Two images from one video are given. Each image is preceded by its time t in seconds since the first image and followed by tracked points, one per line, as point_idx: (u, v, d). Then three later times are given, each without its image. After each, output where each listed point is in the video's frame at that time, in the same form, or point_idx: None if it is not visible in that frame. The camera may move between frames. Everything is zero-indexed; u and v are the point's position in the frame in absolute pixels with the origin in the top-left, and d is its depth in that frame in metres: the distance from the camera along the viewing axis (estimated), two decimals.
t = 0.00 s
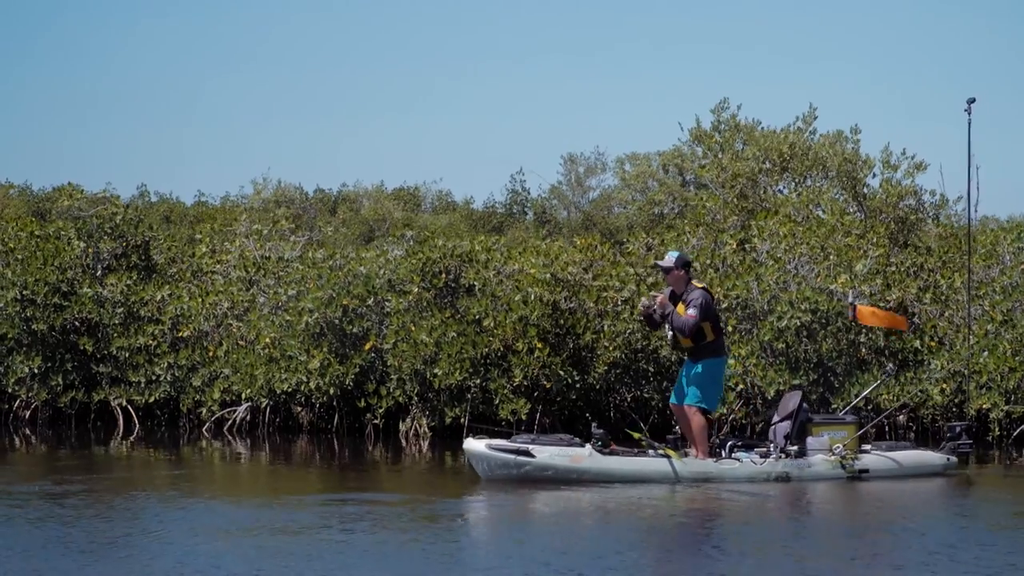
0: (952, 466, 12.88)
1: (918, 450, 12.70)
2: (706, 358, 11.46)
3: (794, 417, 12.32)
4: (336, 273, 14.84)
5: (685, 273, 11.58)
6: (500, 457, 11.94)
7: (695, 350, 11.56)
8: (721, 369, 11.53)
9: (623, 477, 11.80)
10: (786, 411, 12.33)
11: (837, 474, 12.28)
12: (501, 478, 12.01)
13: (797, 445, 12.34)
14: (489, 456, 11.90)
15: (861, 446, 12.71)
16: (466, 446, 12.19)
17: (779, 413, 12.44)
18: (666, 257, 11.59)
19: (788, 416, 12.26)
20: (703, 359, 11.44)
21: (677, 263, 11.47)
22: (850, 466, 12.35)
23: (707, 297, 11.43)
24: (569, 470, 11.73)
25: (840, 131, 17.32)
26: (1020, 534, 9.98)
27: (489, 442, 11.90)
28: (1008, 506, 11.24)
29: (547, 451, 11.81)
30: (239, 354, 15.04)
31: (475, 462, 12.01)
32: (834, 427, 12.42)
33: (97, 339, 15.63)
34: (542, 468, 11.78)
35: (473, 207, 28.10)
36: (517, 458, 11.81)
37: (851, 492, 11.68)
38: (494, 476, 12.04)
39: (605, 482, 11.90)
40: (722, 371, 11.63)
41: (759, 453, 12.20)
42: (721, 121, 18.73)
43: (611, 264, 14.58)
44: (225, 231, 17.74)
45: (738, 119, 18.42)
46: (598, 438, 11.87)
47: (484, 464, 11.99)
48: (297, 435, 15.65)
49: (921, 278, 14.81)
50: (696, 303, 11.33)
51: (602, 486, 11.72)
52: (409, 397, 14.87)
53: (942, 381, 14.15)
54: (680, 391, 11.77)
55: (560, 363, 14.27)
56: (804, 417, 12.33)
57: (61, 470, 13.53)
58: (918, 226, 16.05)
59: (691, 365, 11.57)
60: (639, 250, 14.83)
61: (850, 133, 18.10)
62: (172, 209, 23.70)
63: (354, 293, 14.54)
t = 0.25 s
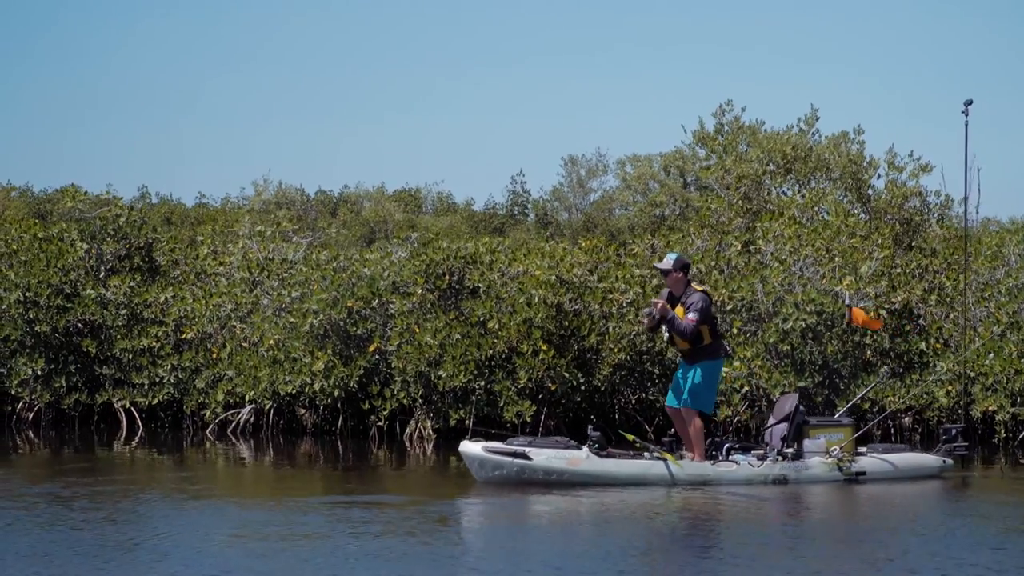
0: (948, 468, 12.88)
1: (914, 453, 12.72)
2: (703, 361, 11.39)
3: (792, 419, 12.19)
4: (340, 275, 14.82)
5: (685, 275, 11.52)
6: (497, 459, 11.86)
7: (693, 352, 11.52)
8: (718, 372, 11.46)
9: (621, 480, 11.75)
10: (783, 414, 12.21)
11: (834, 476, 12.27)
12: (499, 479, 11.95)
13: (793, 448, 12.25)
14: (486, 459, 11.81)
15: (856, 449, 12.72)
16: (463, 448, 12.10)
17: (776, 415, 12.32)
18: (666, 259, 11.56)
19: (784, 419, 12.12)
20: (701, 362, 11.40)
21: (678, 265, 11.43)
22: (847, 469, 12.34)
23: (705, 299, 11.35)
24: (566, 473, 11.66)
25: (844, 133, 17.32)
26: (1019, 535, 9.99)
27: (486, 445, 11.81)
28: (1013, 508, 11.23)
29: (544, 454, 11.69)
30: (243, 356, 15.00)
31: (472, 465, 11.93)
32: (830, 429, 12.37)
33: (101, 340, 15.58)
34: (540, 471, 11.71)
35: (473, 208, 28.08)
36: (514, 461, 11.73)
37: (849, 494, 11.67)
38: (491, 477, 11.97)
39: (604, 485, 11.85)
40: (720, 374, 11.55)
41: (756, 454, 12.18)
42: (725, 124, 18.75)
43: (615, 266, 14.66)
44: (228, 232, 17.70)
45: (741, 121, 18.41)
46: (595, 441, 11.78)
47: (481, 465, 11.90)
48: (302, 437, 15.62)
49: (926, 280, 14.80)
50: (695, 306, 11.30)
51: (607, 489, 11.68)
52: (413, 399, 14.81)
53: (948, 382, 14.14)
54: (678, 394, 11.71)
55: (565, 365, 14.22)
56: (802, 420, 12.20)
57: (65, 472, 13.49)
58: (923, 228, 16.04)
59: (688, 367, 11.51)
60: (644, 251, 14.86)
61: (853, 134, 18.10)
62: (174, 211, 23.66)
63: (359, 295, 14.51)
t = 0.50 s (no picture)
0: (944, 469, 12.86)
1: (910, 455, 12.74)
2: (700, 363, 11.35)
3: (789, 420, 12.22)
4: (345, 275, 14.79)
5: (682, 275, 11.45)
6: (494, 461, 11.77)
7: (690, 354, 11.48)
8: (716, 373, 11.43)
9: (619, 482, 11.68)
10: (780, 415, 12.23)
11: (832, 477, 12.25)
12: (496, 482, 11.86)
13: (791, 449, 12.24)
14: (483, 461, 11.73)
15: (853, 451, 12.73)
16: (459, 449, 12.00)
17: (773, 418, 12.35)
18: (664, 258, 11.51)
19: (782, 420, 12.15)
20: (698, 363, 11.35)
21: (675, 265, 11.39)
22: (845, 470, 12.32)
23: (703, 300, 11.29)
24: (564, 475, 11.59)
25: (849, 133, 17.31)
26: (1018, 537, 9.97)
27: (483, 447, 11.72)
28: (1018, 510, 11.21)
29: (541, 456, 11.61)
30: (247, 357, 14.96)
31: (469, 466, 11.85)
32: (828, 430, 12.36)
33: (104, 341, 15.54)
34: (537, 473, 11.64)
35: (475, 209, 28.05)
36: (512, 463, 11.65)
37: (847, 495, 11.65)
38: (488, 479, 11.88)
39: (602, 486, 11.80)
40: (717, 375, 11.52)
41: (755, 456, 12.16)
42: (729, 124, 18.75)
43: (620, 266, 14.73)
44: (232, 232, 17.66)
45: (746, 121, 18.40)
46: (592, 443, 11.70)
47: (478, 467, 11.82)
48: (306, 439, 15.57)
49: (931, 280, 14.79)
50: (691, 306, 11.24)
51: (613, 490, 11.64)
52: (418, 400, 14.76)
53: (953, 383, 14.18)
54: (675, 394, 11.66)
55: (571, 366, 14.16)
56: (799, 421, 12.24)
57: (69, 473, 13.44)
58: (928, 228, 16.03)
59: (685, 368, 11.46)
60: (649, 252, 15.04)
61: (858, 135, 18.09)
62: (176, 211, 23.61)
63: (363, 296, 14.47)
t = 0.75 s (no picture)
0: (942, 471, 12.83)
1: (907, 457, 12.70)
2: (695, 366, 11.34)
3: (786, 423, 12.11)
4: (349, 277, 14.78)
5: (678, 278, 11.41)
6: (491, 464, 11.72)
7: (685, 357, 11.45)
8: (712, 376, 11.41)
9: (617, 486, 11.65)
10: (777, 418, 12.12)
11: (830, 480, 12.23)
12: (493, 486, 11.79)
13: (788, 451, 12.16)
14: (480, 464, 11.68)
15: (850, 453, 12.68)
16: (457, 452, 11.95)
17: (770, 420, 12.24)
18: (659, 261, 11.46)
19: (779, 422, 12.04)
20: (692, 366, 11.32)
21: (668, 268, 11.36)
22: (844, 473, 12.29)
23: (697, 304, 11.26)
24: (562, 478, 11.56)
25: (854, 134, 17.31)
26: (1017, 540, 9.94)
27: (480, 450, 11.66)
28: None
29: (540, 459, 11.58)
30: (251, 359, 14.92)
31: (466, 470, 11.80)
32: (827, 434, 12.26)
33: (107, 344, 15.49)
34: (536, 476, 11.60)
35: (476, 211, 28.01)
36: (510, 466, 11.60)
37: (846, 499, 11.62)
38: (484, 483, 11.81)
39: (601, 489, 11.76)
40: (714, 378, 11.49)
41: (752, 459, 12.13)
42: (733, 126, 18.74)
43: (624, 268, 14.61)
44: (235, 234, 17.61)
45: (750, 123, 18.39)
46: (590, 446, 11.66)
47: (475, 470, 11.76)
48: (310, 441, 15.52)
49: (937, 282, 14.77)
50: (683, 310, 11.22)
51: (618, 493, 11.61)
52: (422, 402, 14.73)
53: (960, 385, 14.12)
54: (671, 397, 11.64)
55: (576, 368, 14.14)
56: (797, 424, 12.12)
57: (72, 475, 13.39)
58: (933, 230, 16.01)
59: (682, 372, 11.45)
60: (655, 254, 14.94)
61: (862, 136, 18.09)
62: (177, 213, 23.55)
63: (368, 298, 14.42)
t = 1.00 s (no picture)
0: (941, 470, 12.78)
1: (906, 457, 12.66)
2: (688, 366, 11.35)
3: (784, 423, 12.05)
4: (353, 277, 14.71)
5: (671, 279, 11.43)
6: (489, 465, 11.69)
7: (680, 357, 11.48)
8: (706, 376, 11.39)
9: (616, 487, 11.62)
10: (775, 418, 12.07)
11: (829, 480, 12.18)
12: (490, 487, 11.74)
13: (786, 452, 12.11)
14: (478, 465, 11.64)
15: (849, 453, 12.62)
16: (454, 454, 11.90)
17: (768, 420, 12.18)
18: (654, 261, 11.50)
19: (777, 422, 11.97)
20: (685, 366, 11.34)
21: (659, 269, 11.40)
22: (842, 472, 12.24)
23: (688, 304, 11.24)
24: (560, 478, 11.53)
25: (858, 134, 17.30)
26: (1017, 541, 9.89)
27: (479, 450, 11.63)
28: None
29: (538, 459, 11.55)
30: (255, 359, 14.88)
31: (464, 471, 11.75)
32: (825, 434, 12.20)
33: (111, 343, 15.45)
34: (534, 477, 11.57)
35: (476, 211, 27.98)
36: (508, 467, 11.56)
37: (845, 499, 11.57)
38: (481, 484, 11.76)
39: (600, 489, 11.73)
40: (711, 378, 11.46)
41: (751, 460, 12.10)
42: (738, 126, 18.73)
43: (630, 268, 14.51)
44: (239, 233, 17.56)
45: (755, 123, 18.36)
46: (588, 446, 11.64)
47: (472, 470, 11.72)
48: (314, 441, 15.47)
49: (942, 282, 14.76)
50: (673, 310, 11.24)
51: (624, 493, 11.59)
52: (427, 402, 14.69)
53: (965, 386, 14.11)
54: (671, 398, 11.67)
55: (581, 368, 14.13)
56: (795, 424, 12.06)
57: (76, 475, 13.35)
58: (938, 230, 16.02)
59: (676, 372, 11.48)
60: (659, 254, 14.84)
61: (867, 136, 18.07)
62: (178, 212, 23.50)
63: (372, 297, 14.37)
